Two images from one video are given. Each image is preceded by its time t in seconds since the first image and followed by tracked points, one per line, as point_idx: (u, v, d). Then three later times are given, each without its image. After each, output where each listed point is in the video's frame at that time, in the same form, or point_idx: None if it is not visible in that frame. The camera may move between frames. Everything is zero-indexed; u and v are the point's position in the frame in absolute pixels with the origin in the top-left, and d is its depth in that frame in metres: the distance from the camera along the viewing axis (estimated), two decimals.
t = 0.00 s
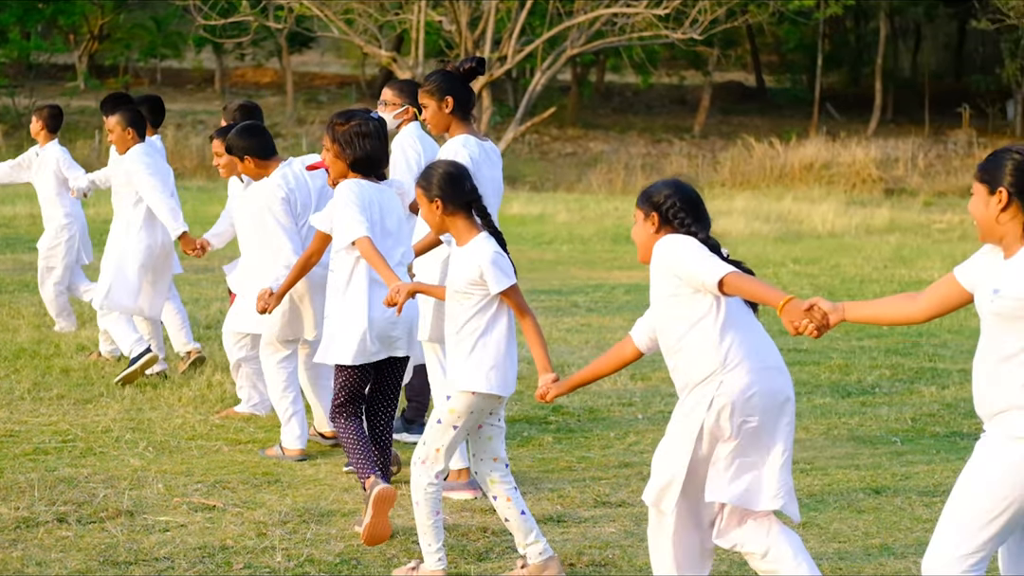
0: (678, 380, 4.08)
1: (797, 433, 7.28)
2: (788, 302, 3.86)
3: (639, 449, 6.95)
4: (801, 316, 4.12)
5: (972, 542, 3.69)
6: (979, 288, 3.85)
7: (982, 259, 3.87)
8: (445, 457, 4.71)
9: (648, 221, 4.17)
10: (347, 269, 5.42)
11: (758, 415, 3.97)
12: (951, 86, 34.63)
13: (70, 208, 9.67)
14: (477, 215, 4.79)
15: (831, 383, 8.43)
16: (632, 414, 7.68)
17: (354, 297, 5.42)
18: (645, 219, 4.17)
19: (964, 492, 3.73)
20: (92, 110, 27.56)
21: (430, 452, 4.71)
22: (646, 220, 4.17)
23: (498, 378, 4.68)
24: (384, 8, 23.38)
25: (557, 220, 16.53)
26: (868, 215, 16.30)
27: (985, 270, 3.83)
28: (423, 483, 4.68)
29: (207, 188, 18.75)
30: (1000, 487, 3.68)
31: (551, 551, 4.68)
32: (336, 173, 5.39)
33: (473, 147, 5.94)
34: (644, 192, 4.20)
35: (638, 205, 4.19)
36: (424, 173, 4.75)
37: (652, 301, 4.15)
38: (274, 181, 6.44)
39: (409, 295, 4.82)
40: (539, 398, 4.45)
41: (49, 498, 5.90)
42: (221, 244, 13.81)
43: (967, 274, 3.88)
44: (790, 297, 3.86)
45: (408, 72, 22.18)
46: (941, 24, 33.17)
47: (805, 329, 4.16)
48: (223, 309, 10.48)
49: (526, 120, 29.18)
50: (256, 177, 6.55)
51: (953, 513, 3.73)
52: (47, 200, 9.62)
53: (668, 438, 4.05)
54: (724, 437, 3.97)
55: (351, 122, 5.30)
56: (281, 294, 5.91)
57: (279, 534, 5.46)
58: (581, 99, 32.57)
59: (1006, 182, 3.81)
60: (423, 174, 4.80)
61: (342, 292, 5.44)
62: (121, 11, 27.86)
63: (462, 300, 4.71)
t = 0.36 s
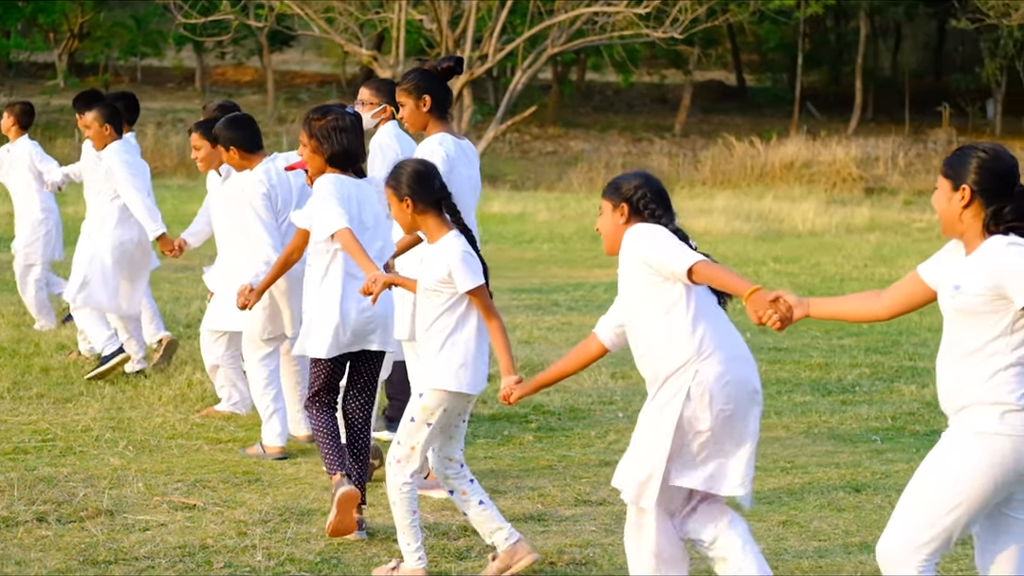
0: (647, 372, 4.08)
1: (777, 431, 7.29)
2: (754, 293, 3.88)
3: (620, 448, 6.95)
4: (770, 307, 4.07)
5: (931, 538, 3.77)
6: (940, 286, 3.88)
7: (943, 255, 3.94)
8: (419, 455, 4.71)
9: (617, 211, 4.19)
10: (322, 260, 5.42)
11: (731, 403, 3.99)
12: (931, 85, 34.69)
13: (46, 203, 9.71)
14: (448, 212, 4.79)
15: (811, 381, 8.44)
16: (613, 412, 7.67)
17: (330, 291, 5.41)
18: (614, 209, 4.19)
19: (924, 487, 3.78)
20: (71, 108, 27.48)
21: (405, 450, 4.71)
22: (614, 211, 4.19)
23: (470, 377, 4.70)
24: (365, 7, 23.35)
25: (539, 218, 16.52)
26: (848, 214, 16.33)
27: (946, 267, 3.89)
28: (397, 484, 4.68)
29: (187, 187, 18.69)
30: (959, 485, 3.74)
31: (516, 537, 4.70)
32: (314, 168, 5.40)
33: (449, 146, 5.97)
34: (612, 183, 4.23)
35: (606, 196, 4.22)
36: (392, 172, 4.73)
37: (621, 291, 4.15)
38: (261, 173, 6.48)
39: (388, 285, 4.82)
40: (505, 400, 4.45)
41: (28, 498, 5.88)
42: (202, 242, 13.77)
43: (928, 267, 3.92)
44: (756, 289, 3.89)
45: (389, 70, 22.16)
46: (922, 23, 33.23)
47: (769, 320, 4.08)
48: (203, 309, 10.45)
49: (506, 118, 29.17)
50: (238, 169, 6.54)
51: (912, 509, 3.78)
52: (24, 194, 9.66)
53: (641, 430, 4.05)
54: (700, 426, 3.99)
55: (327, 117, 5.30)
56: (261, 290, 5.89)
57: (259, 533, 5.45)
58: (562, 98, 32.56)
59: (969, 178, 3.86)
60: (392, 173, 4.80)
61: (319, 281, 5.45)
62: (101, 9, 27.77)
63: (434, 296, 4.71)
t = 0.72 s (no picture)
0: (619, 361, 4.09)
1: (760, 427, 7.30)
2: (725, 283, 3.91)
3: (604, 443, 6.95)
4: (737, 298, 4.11)
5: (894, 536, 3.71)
6: (906, 285, 3.82)
7: (910, 254, 3.89)
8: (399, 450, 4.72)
9: (590, 200, 4.20)
10: (302, 254, 5.50)
11: (705, 390, 4.03)
12: (914, 82, 34.77)
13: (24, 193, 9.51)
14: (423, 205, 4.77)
15: (795, 376, 8.46)
16: (597, 408, 7.67)
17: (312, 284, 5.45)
18: (587, 198, 4.20)
19: (888, 484, 3.72)
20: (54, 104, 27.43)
21: (385, 445, 4.72)
22: (587, 199, 4.20)
23: (447, 372, 4.73)
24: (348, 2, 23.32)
25: (522, 214, 16.53)
26: (831, 209, 16.36)
27: (912, 266, 3.83)
28: (379, 480, 4.69)
29: (170, 182, 18.66)
30: (921, 481, 3.67)
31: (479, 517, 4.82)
32: (293, 161, 5.40)
33: (430, 141, 5.95)
34: (585, 170, 4.23)
35: (578, 184, 4.22)
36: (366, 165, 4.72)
37: (591, 280, 4.16)
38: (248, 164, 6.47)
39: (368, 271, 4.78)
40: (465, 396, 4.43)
41: (10, 494, 5.87)
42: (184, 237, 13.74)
43: (893, 267, 3.89)
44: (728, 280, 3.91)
45: (372, 66, 22.14)
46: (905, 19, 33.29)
47: (736, 311, 4.13)
48: (186, 304, 10.43)
49: (489, 114, 29.17)
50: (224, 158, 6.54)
51: (874, 506, 3.72)
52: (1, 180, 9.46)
53: (616, 423, 4.06)
54: (680, 417, 4.02)
55: (307, 110, 5.30)
56: (247, 282, 5.90)
57: (242, 529, 5.44)
58: (545, 94, 32.58)
59: (935, 178, 3.79)
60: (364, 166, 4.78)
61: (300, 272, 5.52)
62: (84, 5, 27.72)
63: (409, 288, 4.73)
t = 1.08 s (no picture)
0: (593, 350, 4.10)
1: (742, 420, 7.30)
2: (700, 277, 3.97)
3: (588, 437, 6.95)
4: (709, 293, 4.13)
5: (857, 531, 3.68)
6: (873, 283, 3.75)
7: (875, 252, 3.83)
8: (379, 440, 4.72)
9: (563, 189, 4.21)
10: (282, 246, 5.50)
11: (679, 377, 4.06)
12: (897, 76, 34.82)
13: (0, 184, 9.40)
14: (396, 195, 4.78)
15: (778, 370, 8.46)
16: (581, 401, 7.67)
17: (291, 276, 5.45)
18: (561, 187, 4.21)
19: (849, 479, 3.66)
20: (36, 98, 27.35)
21: (365, 438, 4.72)
22: (560, 188, 4.21)
23: (422, 362, 4.75)
24: None
25: (506, 208, 16.51)
26: (814, 203, 16.37)
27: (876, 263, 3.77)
28: (360, 473, 4.68)
29: (153, 176, 18.62)
30: (883, 476, 3.62)
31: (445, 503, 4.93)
32: (274, 153, 5.40)
33: (411, 134, 5.99)
34: (556, 159, 4.24)
35: (549, 171, 4.23)
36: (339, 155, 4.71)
37: (561, 268, 4.17)
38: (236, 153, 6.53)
39: (344, 254, 4.91)
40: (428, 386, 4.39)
41: None
42: (168, 231, 13.70)
43: (859, 266, 3.86)
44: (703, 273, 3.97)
45: (355, 59, 22.10)
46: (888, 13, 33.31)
47: (706, 306, 4.12)
48: (169, 298, 10.41)
49: (473, 108, 29.14)
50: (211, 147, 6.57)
51: (838, 503, 3.67)
52: None
53: (592, 412, 4.07)
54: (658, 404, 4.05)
55: (287, 102, 5.31)
56: (232, 272, 5.97)
57: (225, 523, 5.43)
58: (529, 88, 32.56)
59: (900, 175, 3.74)
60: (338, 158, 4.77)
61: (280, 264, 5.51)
62: None
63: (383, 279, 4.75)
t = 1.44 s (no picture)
0: (571, 335, 4.17)
1: (731, 412, 7.31)
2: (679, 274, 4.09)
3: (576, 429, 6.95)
4: (688, 292, 4.26)
5: (832, 522, 3.75)
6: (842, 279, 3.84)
7: (846, 248, 3.91)
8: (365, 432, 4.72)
9: (542, 177, 4.25)
10: (267, 238, 5.48)
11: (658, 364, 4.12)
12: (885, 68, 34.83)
13: None
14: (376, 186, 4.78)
15: (767, 362, 8.47)
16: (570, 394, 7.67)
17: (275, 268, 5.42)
18: (541, 175, 4.24)
19: (823, 471, 3.75)
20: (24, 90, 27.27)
21: (351, 430, 4.72)
22: (539, 176, 4.25)
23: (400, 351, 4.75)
24: None
25: (494, 200, 16.49)
26: (803, 195, 16.37)
27: (847, 258, 3.85)
28: (349, 466, 4.67)
29: (141, 168, 18.57)
30: (852, 466, 3.71)
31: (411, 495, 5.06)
32: (259, 144, 5.40)
33: (398, 126, 5.99)
34: (532, 148, 4.28)
35: (528, 159, 4.27)
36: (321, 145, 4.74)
37: (535, 253, 4.19)
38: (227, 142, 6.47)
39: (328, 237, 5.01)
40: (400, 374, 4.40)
41: None
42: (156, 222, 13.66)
43: (832, 262, 3.92)
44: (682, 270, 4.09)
45: (343, 51, 22.06)
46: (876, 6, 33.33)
47: (687, 305, 4.29)
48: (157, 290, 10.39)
49: (461, 100, 29.11)
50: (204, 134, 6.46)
51: (812, 493, 3.76)
52: None
53: (572, 402, 4.14)
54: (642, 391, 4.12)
55: (273, 94, 5.30)
56: (222, 260, 6.05)
57: (213, 515, 5.43)
58: (518, 81, 32.54)
59: (869, 171, 3.83)
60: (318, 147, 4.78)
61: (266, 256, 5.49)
62: None
63: (362, 266, 4.77)
